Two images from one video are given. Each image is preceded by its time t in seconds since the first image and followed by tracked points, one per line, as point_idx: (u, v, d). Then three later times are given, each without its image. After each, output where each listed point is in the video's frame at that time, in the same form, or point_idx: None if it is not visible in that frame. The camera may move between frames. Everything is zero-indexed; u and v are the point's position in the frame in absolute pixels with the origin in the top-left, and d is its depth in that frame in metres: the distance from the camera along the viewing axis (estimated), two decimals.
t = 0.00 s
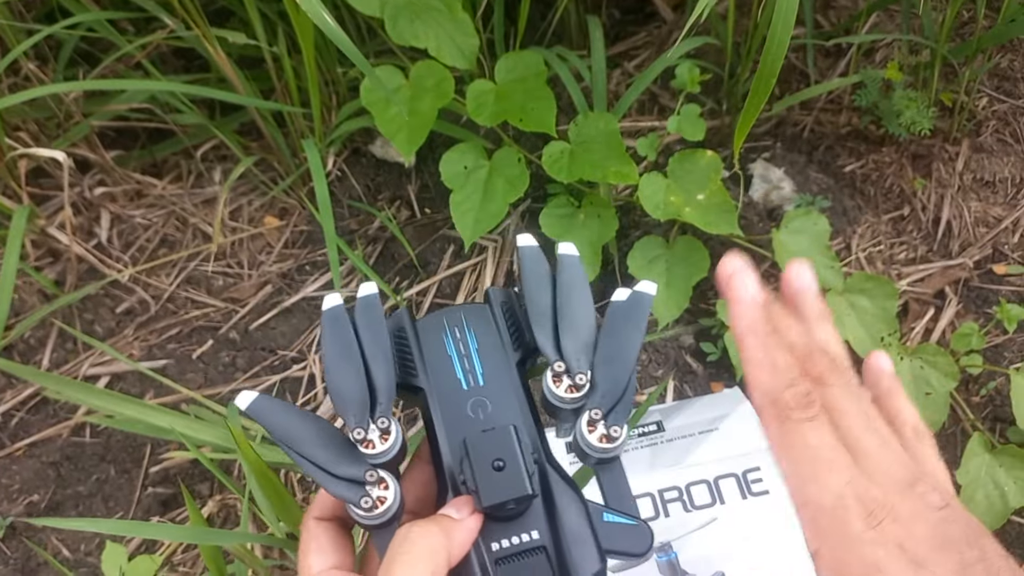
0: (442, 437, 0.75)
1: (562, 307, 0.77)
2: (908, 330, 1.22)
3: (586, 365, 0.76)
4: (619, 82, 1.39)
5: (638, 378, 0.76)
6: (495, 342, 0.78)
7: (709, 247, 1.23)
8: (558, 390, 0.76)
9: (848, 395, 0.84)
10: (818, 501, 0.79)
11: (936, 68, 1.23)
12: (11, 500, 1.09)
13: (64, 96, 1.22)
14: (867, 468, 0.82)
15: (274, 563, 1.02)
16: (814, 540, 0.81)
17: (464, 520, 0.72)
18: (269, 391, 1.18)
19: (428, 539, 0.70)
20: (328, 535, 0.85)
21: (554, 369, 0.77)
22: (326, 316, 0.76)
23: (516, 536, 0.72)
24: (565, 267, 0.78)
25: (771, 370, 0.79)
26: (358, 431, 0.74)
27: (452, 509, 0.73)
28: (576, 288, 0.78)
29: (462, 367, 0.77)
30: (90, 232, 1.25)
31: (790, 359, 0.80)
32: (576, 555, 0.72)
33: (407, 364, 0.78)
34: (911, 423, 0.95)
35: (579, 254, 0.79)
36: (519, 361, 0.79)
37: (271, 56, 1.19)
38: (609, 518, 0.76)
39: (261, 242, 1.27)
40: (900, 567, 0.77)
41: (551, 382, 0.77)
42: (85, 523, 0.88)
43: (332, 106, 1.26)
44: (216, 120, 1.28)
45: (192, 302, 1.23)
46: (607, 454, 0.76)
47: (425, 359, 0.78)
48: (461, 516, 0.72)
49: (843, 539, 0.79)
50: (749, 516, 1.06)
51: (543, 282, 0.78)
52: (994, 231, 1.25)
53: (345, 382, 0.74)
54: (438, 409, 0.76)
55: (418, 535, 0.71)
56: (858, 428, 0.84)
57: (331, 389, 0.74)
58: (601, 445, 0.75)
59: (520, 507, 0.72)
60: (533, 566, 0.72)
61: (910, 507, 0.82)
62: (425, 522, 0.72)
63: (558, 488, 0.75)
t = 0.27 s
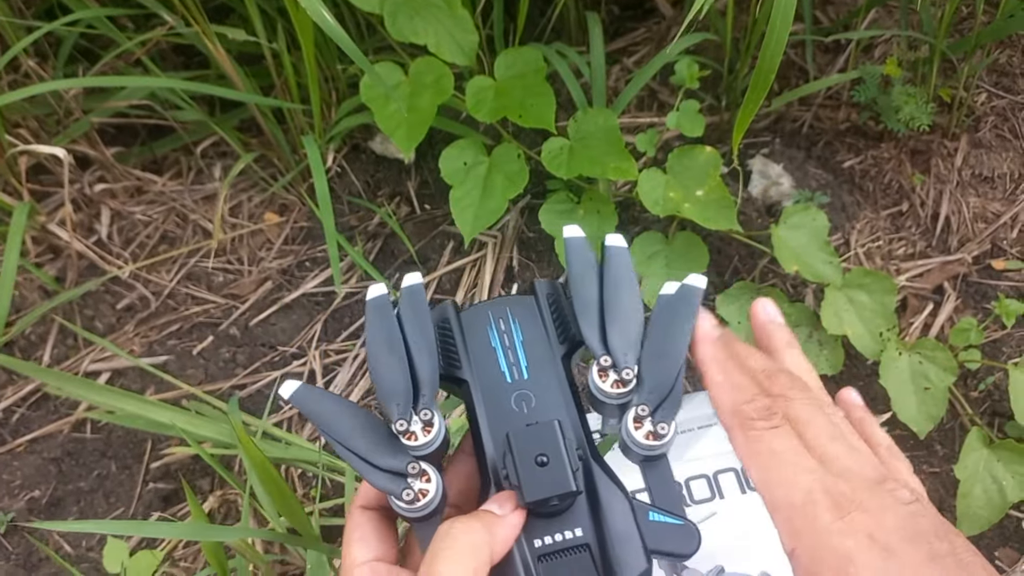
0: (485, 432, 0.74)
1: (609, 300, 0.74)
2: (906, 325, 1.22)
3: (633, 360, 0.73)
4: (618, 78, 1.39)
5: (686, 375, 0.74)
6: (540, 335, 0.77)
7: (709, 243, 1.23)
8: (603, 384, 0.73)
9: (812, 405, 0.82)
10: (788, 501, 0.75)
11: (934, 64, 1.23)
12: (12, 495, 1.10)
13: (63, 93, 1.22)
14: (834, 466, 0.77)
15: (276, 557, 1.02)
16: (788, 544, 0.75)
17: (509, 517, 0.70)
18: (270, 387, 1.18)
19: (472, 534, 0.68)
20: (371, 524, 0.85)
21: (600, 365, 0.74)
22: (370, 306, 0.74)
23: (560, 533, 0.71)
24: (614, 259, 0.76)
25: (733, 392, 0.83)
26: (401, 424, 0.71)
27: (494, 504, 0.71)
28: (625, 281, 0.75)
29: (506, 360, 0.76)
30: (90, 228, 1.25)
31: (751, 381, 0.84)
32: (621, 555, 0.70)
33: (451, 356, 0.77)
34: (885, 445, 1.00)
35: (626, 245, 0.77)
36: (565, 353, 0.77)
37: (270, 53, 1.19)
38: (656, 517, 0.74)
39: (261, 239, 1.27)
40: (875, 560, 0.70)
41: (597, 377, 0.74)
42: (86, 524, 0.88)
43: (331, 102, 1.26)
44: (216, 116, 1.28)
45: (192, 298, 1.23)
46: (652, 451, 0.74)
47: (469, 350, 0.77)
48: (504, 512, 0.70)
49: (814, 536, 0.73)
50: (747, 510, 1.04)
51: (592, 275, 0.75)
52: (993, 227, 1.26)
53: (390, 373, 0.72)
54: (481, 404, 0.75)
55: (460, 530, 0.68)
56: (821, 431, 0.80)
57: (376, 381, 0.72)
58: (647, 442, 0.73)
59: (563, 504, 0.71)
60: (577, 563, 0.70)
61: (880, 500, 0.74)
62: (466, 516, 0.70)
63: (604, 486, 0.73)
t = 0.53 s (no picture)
0: (509, 430, 0.75)
1: (633, 297, 0.74)
2: (909, 322, 1.23)
3: (657, 358, 0.74)
4: (621, 76, 1.40)
5: (711, 374, 0.74)
6: (563, 335, 0.77)
7: (712, 240, 1.24)
8: (627, 382, 0.74)
9: (799, 406, 0.84)
10: (789, 503, 0.75)
11: (936, 62, 1.24)
12: (20, 491, 1.10)
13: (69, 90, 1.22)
14: (825, 463, 0.79)
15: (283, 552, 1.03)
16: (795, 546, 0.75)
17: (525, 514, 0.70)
18: (275, 383, 1.19)
19: (488, 532, 0.68)
20: (396, 522, 0.86)
21: (623, 363, 0.74)
22: (394, 305, 0.74)
23: (583, 530, 0.71)
24: (636, 257, 0.75)
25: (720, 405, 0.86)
26: (425, 422, 0.72)
27: (508, 498, 0.71)
28: (648, 278, 0.75)
29: (529, 358, 0.76)
30: (96, 225, 1.26)
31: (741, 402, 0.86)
32: (646, 551, 0.70)
33: (475, 354, 0.78)
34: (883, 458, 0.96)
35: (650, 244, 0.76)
36: (588, 352, 0.78)
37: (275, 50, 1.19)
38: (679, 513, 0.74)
39: (266, 236, 1.28)
40: (878, 552, 0.71)
41: (619, 374, 0.74)
42: (97, 518, 0.89)
43: (336, 100, 1.27)
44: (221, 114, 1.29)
45: (198, 295, 1.24)
46: (675, 448, 0.74)
47: (492, 346, 0.77)
48: (518, 508, 0.70)
49: (819, 533, 0.73)
50: (752, 504, 1.04)
51: (616, 273, 0.75)
52: (995, 224, 1.26)
53: (414, 373, 0.72)
54: (505, 402, 0.75)
55: (476, 529, 0.69)
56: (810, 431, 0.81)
57: (400, 380, 0.73)
58: (671, 440, 0.74)
59: (587, 501, 0.71)
60: (601, 559, 0.71)
61: (878, 491, 0.75)
62: (482, 513, 0.70)
63: (627, 482, 0.73)
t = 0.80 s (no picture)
0: (505, 418, 0.74)
1: (627, 287, 0.74)
2: (905, 320, 1.23)
3: (651, 346, 0.74)
4: (619, 75, 1.40)
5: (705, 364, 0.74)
6: (558, 325, 0.78)
7: (709, 238, 1.24)
8: (622, 369, 0.75)
9: (793, 400, 0.85)
10: (783, 491, 0.75)
11: (933, 60, 1.24)
12: (18, 489, 1.10)
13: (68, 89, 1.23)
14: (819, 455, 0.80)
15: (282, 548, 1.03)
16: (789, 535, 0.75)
17: (490, 504, 0.72)
18: (274, 381, 1.19)
19: (451, 525, 0.71)
20: (391, 514, 0.86)
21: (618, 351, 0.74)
22: (389, 296, 0.73)
23: (579, 517, 0.70)
24: (629, 248, 0.75)
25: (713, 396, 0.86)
26: (420, 411, 0.71)
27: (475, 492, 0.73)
28: (642, 269, 0.75)
29: (525, 349, 0.77)
30: (95, 224, 1.26)
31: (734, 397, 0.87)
32: (642, 538, 0.70)
33: (469, 345, 0.78)
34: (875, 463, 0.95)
35: (644, 235, 0.76)
36: (583, 342, 0.78)
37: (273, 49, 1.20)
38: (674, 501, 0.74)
39: (265, 234, 1.28)
40: (872, 541, 0.72)
41: (614, 363, 0.75)
42: (98, 515, 0.89)
43: (334, 99, 1.27)
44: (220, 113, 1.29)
45: (196, 293, 1.24)
46: (671, 435, 0.75)
47: (488, 335, 0.77)
48: (484, 500, 0.72)
49: (811, 519, 0.74)
50: (748, 501, 1.05)
51: (610, 262, 0.75)
52: (992, 222, 1.26)
53: (409, 363, 0.71)
54: (500, 391, 0.75)
55: (441, 523, 0.71)
56: (804, 425, 0.83)
57: (394, 369, 0.71)
58: (666, 427, 0.75)
59: (582, 487, 0.70)
60: (596, 546, 0.70)
61: (870, 480, 0.76)
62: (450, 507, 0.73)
63: (622, 469, 0.73)
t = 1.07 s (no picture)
0: (506, 392, 0.75)
1: (634, 273, 0.75)
2: (902, 316, 1.24)
3: (656, 329, 0.74)
4: (617, 72, 1.40)
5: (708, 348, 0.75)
6: (564, 308, 0.78)
7: (707, 234, 1.24)
8: (626, 350, 0.75)
9: (792, 392, 0.87)
10: (785, 471, 0.77)
11: (931, 57, 1.24)
12: (16, 484, 1.11)
13: (65, 86, 1.23)
14: (818, 441, 0.81)
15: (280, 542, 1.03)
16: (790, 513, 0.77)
17: (486, 482, 0.72)
18: (272, 378, 1.19)
19: (449, 503, 0.70)
20: (387, 492, 0.86)
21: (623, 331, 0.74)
22: (400, 270, 0.76)
23: (575, 488, 0.72)
24: (638, 241, 0.76)
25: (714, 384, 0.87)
26: (423, 371, 0.73)
27: (470, 469, 0.73)
28: (651, 255, 0.75)
29: (530, 330, 0.77)
30: (93, 220, 1.26)
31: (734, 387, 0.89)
32: (637, 513, 0.71)
33: (477, 326, 0.79)
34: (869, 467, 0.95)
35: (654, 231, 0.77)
36: (588, 330, 0.79)
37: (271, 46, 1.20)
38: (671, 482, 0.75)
39: (263, 231, 1.28)
40: (875, 519, 0.73)
41: (619, 343, 0.75)
42: (98, 505, 0.89)
43: (332, 95, 1.27)
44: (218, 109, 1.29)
45: (194, 290, 1.24)
46: (674, 415, 0.75)
47: (496, 315, 0.78)
48: (479, 478, 0.72)
49: (813, 497, 0.75)
50: (744, 496, 1.05)
51: (618, 249, 0.76)
52: (989, 219, 1.27)
53: (412, 328, 0.74)
54: (504, 365, 0.76)
55: (438, 501, 0.71)
56: (804, 414, 0.84)
57: (401, 340, 0.73)
58: (667, 405, 0.74)
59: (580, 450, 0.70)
60: (591, 519, 0.71)
61: (872, 465, 0.78)
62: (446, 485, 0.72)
63: (619, 447, 0.74)
